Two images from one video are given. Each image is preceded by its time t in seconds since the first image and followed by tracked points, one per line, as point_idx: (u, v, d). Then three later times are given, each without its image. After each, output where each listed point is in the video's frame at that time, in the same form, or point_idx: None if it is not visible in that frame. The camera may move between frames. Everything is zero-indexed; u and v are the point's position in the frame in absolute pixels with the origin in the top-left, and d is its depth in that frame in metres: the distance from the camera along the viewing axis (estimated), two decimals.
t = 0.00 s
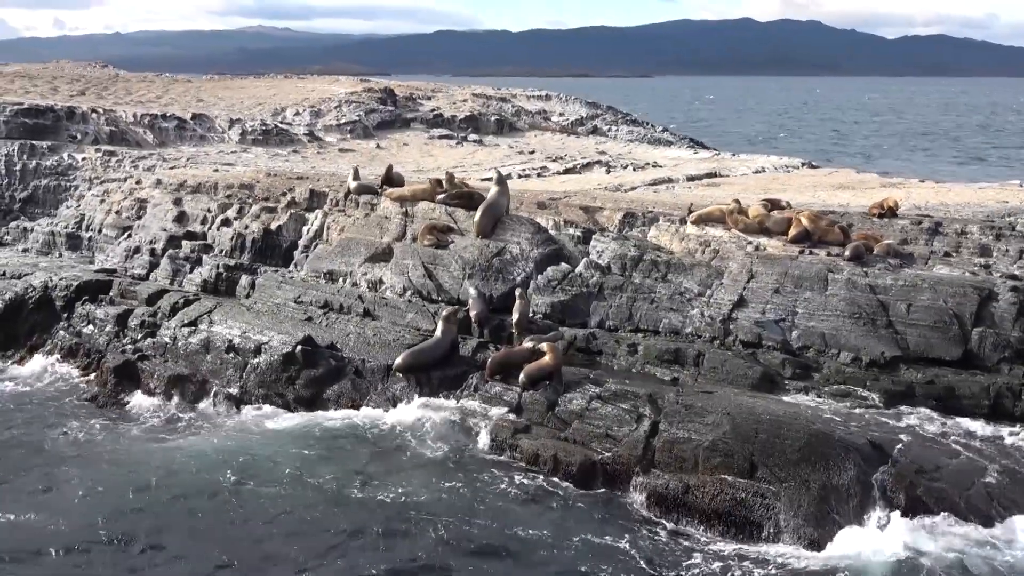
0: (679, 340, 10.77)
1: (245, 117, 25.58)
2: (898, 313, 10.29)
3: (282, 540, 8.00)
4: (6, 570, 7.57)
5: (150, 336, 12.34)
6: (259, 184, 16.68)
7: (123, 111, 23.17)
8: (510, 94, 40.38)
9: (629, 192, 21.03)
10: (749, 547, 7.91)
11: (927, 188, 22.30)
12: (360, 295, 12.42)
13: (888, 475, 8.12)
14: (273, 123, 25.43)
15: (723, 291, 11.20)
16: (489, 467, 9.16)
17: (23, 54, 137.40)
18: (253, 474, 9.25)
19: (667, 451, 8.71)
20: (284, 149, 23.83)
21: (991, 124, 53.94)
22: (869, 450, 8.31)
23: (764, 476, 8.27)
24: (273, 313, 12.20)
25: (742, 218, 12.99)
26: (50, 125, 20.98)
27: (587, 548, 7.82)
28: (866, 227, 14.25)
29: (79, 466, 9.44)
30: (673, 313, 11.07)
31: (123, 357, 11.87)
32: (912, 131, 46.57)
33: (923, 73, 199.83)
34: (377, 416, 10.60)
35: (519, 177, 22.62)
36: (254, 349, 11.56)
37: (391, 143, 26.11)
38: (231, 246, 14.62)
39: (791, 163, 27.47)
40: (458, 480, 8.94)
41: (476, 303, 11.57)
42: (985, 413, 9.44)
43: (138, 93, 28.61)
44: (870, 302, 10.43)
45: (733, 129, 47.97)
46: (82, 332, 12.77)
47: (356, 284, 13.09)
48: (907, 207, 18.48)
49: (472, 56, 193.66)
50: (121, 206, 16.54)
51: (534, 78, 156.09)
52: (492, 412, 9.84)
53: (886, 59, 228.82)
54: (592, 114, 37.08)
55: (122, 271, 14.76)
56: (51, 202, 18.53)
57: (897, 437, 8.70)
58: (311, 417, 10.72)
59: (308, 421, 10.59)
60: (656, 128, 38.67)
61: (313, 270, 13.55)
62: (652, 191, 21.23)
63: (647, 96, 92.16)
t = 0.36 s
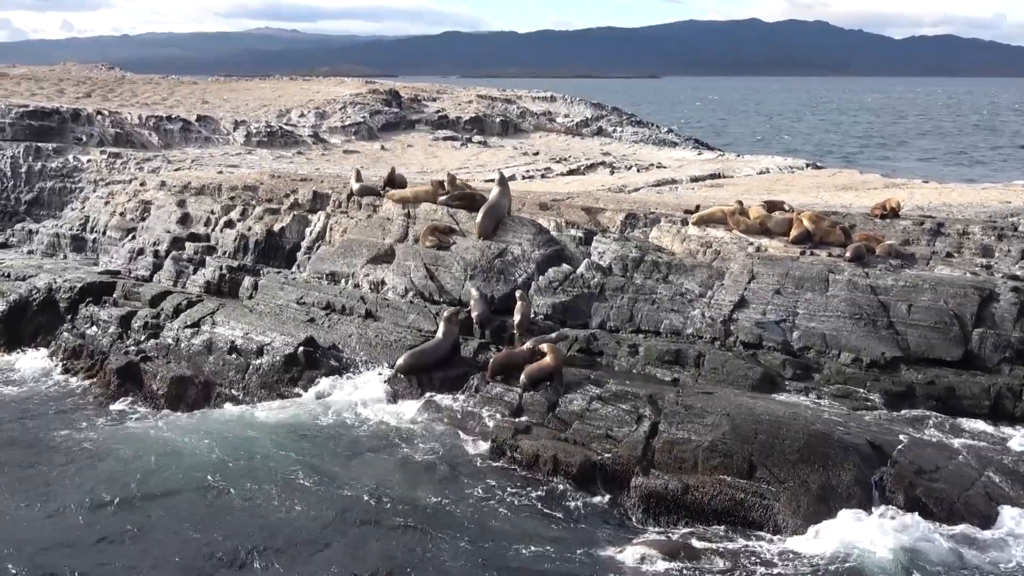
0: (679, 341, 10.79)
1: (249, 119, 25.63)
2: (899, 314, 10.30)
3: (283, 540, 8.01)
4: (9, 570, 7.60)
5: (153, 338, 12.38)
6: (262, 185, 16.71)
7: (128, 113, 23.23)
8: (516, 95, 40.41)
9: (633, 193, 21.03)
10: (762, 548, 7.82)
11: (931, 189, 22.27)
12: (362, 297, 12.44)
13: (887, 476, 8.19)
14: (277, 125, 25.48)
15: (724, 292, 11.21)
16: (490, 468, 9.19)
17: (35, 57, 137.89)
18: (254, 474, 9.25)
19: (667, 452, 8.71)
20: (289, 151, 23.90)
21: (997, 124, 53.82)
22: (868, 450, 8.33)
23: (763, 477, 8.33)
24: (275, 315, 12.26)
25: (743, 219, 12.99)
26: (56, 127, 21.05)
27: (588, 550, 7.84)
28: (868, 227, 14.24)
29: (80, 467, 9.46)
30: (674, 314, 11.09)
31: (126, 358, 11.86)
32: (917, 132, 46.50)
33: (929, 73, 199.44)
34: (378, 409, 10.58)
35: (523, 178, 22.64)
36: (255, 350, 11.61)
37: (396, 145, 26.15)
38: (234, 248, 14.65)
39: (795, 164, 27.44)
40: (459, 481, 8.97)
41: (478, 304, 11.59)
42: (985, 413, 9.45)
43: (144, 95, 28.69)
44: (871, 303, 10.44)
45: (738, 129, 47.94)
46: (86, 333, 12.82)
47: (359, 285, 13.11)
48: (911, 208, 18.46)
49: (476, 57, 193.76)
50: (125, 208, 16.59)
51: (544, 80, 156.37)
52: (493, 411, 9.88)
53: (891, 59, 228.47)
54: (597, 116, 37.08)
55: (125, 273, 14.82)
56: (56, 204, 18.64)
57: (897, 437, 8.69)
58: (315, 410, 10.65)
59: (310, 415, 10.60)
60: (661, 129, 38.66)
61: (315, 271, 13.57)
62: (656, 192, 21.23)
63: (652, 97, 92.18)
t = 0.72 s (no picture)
0: (682, 344, 10.80)
1: (255, 121, 25.71)
2: (901, 317, 10.30)
3: (286, 543, 8.05)
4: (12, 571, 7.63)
5: (157, 339, 12.45)
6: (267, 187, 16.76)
7: (135, 115, 23.32)
8: (522, 97, 40.46)
9: (637, 195, 21.05)
10: (752, 546, 7.86)
11: (936, 192, 22.24)
12: (365, 298, 12.47)
13: (888, 478, 8.20)
14: (284, 126, 25.55)
15: (726, 294, 11.22)
16: (493, 470, 9.21)
17: (44, 58, 138.42)
18: (256, 475, 9.28)
19: (667, 454, 8.71)
20: (294, 152, 23.97)
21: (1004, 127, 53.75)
22: (868, 453, 8.34)
23: (763, 480, 8.35)
24: (280, 317, 12.33)
25: (746, 222, 12.98)
26: (63, 128, 21.15)
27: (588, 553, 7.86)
28: (871, 231, 14.22)
29: (83, 468, 9.50)
30: (676, 317, 11.11)
31: (129, 359, 11.93)
32: (924, 134, 46.42)
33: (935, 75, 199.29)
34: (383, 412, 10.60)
35: (528, 181, 22.67)
36: (259, 351, 11.78)
37: (401, 147, 26.21)
38: (238, 249, 14.70)
39: (801, 167, 27.39)
40: (462, 484, 9.02)
41: (481, 306, 11.63)
42: (986, 416, 9.45)
43: (151, 97, 28.79)
44: (873, 306, 10.43)
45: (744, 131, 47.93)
46: (90, 334, 12.89)
47: (362, 287, 13.15)
48: (915, 210, 18.44)
49: (482, 59, 193.93)
50: (131, 209, 16.66)
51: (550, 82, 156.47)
52: (495, 413, 9.81)
53: (897, 61, 228.25)
54: (603, 117, 37.11)
55: (130, 274, 14.89)
56: (63, 205, 18.72)
57: (897, 440, 8.68)
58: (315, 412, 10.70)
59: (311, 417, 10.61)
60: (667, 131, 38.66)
61: (319, 273, 13.61)
62: (661, 195, 21.26)
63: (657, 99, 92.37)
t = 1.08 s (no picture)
0: (684, 345, 10.80)
1: (262, 120, 25.76)
2: (903, 319, 10.31)
3: (292, 544, 8.04)
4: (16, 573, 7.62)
5: (162, 338, 12.56)
6: (273, 186, 16.81)
7: (142, 113, 23.39)
8: (530, 96, 40.48)
9: (643, 195, 21.05)
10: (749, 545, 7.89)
11: (942, 193, 22.20)
12: (369, 298, 12.51)
13: (888, 479, 8.20)
14: (290, 125, 25.62)
15: (729, 295, 11.23)
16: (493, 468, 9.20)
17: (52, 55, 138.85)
18: (260, 475, 9.29)
19: (668, 455, 8.74)
20: (301, 151, 24.02)
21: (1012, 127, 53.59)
22: (868, 454, 8.33)
23: (763, 481, 8.38)
24: (284, 316, 12.35)
25: (750, 222, 12.98)
26: (70, 127, 21.23)
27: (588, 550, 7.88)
28: (876, 231, 14.20)
29: (86, 466, 9.54)
30: (679, 318, 11.11)
31: (134, 358, 12.08)
32: (931, 134, 46.30)
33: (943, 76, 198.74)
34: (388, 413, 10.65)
35: (533, 181, 22.68)
36: (263, 350, 11.85)
37: (408, 146, 26.25)
38: (243, 248, 14.75)
39: (807, 167, 27.34)
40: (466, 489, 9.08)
41: (483, 306, 11.65)
42: (988, 418, 9.44)
43: (159, 95, 28.87)
44: (876, 307, 10.44)
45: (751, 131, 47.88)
46: (95, 332, 12.95)
47: (366, 286, 13.18)
48: (920, 212, 18.41)
49: (488, 58, 193.95)
50: (137, 208, 16.72)
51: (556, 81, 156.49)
52: (496, 412, 9.82)
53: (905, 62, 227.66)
54: (610, 117, 37.10)
55: (136, 273, 14.95)
56: (70, 203, 18.79)
57: (898, 442, 8.68)
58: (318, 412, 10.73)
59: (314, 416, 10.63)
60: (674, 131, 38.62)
61: (323, 272, 13.65)
62: (667, 195, 21.26)
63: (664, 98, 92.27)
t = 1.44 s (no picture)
0: (687, 342, 10.81)
1: (269, 116, 25.81)
2: (906, 317, 10.31)
3: (294, 541, 8.07)
4: (20, 570, 7.65)
5: (166, 333, 12.63)
6: (279, 182, 16.85)
7: (149, 109, 23.45)
8: (538, 93, 40.48)
9: (649, 193, 21.05)
10: (746, 533, 7.94)
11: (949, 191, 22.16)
12: (373, 295, 12.54)
13: (888, 477, 8.23)
14: (297, 121, 25.67)
15: (732, 293, 11.23)
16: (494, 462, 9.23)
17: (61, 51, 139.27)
18: (262, 472, 9.34)
19: (669, 452, 8.82)
20: (308, 148, 24.07)
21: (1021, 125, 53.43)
22: (869, 452, 8.35)
23: (764, 479, 8.42)
24: (288, 311, 12.36)
25: (754, 220, 12.99)
26: (77, 122, 21.30)
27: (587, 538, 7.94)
28: (880, 230, 14.20)
29: (89, 461, 9.60)
30: (682, 315, 11.10)
31: (138, 354, 12.27)
32: (939, 132, 46.20)
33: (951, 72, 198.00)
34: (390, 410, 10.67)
35: (540, 178, 22.69)
36: (267, 346, 11.84)
37: (415, 142, 26.27)
38: (249, 244, 14.80)
39: (814, 165, 27.29)
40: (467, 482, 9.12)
41: (487, 303, 11.66)
42: (990, 417, 9.45)
43: (167, 91, 28.95)
44: (879, 306, 10.45)
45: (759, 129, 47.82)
46: (101, 328, 13.02)
47: (370, 283, 13.21)
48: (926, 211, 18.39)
49: (495, 54, 193.84)
50: (143, 204, 16.78)
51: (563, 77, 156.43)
52: (499, 409, 9.87)
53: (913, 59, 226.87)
54: (618, 114, 37.08)
55: (142, 268, 15.01)
56: (76, 198, 18.85)
57: (899, 440, 8.70)
58: (319, 412, 10.77)
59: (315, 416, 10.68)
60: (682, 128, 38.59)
61: (328, 269, 13.69)
62: (673, 192, 21.25)
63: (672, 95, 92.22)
